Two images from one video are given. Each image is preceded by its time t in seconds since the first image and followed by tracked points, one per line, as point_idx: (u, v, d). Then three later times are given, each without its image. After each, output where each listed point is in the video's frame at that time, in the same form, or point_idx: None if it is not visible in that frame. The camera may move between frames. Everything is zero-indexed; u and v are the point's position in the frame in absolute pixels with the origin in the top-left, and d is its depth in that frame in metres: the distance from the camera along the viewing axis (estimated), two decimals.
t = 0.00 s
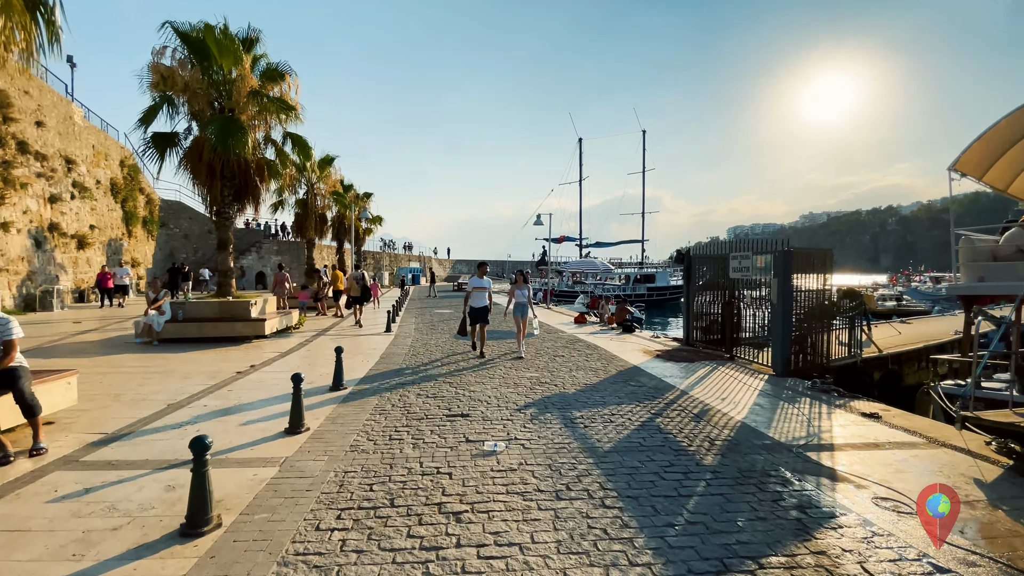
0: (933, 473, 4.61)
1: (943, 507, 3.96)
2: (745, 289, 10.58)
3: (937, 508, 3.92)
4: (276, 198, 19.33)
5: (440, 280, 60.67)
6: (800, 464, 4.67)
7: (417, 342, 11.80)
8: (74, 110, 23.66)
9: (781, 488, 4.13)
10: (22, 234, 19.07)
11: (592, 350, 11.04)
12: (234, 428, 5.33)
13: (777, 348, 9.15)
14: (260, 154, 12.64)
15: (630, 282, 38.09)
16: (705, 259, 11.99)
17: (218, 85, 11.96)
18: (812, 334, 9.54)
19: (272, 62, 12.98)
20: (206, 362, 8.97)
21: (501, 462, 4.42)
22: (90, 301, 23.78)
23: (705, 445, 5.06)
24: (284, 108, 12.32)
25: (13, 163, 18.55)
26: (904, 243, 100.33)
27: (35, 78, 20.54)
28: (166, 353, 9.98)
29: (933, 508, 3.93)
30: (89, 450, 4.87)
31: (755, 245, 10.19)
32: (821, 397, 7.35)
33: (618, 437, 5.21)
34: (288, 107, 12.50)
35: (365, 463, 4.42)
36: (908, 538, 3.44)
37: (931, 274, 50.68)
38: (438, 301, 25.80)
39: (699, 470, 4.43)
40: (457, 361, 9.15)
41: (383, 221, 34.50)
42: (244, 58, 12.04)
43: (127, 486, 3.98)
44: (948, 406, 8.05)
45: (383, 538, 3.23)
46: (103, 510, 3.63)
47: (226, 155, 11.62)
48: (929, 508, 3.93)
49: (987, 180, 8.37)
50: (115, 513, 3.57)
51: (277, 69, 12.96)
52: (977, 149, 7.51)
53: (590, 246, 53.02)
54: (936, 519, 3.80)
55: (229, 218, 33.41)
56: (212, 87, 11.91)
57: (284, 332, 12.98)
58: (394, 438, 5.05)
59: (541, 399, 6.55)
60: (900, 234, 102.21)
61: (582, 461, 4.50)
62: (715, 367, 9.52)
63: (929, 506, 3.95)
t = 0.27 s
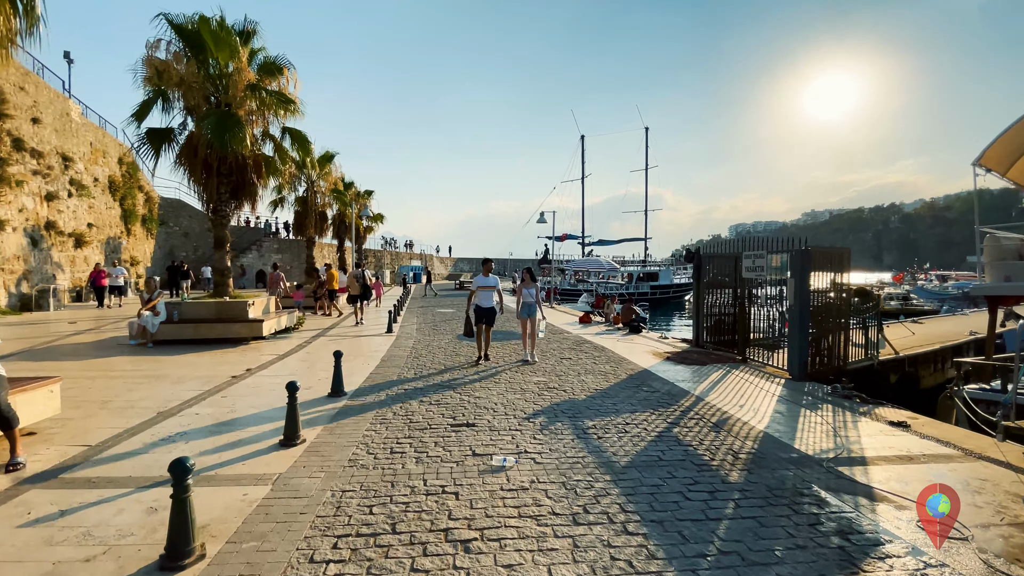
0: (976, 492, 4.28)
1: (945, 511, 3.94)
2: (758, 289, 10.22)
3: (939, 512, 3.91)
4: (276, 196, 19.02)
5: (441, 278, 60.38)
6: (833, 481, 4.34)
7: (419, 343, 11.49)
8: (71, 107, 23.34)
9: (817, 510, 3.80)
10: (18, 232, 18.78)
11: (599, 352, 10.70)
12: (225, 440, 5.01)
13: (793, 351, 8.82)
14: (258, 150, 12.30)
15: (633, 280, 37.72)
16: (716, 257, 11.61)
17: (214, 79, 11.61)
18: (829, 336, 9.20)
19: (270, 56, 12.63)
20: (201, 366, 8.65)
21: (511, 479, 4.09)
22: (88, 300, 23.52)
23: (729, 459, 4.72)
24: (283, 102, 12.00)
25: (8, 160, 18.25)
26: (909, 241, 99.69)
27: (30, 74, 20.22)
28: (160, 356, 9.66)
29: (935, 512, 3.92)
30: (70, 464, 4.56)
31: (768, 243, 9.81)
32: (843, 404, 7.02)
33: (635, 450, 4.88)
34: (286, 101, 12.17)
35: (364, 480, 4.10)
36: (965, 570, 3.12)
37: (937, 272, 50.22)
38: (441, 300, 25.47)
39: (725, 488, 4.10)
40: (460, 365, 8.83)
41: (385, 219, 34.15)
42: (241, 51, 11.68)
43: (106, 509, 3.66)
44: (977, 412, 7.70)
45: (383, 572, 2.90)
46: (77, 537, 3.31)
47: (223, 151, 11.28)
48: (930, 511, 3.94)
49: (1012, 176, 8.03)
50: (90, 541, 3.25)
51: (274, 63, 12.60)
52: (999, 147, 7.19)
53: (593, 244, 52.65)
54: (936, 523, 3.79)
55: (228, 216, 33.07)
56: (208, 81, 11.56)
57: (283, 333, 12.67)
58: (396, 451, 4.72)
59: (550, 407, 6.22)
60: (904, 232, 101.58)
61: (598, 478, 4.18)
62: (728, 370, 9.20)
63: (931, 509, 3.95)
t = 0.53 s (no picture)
0: None
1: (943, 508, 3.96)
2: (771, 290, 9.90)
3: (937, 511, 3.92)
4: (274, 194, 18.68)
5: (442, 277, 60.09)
6: (870, 497, 4.04)
7: (421, 344, 11.17)
8: (67, 103, 22.99)
9: (858, 531, 3.50)
10: (13, 231, 18.46)
11: (606, 353, 10.39)
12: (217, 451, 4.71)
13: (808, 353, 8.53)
14: (256, 146, 11.97)
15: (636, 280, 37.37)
16: (726, 256, 11.28)
17: (211, 73, 11.28)
18: (845, 338, 8.89)
19: (267, 49, 12.30)
20: (195, 368, 8.34)
21: (524, 495, 3.79)
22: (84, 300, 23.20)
23: (755, 472, 4.41)
24: (281, 97, 11.69)
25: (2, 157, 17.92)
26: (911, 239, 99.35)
27: (25, 70, 19.87)
28: (154, 358, 9.35)
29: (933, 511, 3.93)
30: (49, 478, 4.25)
31: (782, 241, 9.49)
32: (866, 409, 6.71)
33: (654, 461, 4.57)
34: (285, 96, 11.86)
35: (365, 496, 3.79)
36: None
37: (941, 272, 49.90)
38: (441, 300, 25.12)
39: (755, 505, 3.80)
40: (464, 368, 8.52)
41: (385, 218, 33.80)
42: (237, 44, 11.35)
43: (84, 530, 3.35)
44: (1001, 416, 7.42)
45: None
46: (49, 563, 3.00)
47: (219, 147, 10.96)
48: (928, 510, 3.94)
49: None
50: (63, 568, 2.95)
51: (272, 56, 12.27)
52: None
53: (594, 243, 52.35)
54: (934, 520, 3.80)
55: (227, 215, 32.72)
56: (204, 74, 11.22)
57: (282, 333, 12.36)
58: (399, 462, 4.41)
59: (560, 413, 5.91)
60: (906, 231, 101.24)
61: (618, 493, 3.87)
62: (741, 372, 8.89)
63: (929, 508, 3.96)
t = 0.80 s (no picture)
0: None
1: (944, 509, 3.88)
2: (785, 289, 9.57)
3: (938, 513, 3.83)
4: (273, 192, 18.37)
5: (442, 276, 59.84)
6: (914, 515, 3.74)
7: (424, 345, 10.86)
8: (63, 100, 22.66)
9: (909, 555, 3.20)
10: (7, 230, 18.15)
11: (615, 355, 10.08)
12: (209, 463, 4.39)
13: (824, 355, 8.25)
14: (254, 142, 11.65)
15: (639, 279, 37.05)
16: (737, 255, 10.96)
17: (208, 66, 10.95)
18: (863, 339, 8.57)
19: (266, 43, 11.98)
20: (190, 371, 8.03)
21: (542, 514, 3.48)
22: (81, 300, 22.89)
23: (787, 486, 4.12)
24: (280, 92, 11.38)
25: None
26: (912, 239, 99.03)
27: (20, 66, 19.54)
28: (148, 360, 9.05)
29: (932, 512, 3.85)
30: (28, 492, 3.94)
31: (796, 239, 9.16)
32: (891, 414, 6.41)
33: (677, 473, 4.27)
34: (284, 91, 11.55)
35: (369, 515, 3.48)
36: None
37: (944, 271, 49.60)
38: (443, 299, 24.79)
39: (793, 524, 3.49)
40: (468, 370, 8.20)
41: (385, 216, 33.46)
42: (235, 37, 11.03)
43: (61, 555, 3.06)
44: None
45: None
46: None
47: (216, 143, 10.63)
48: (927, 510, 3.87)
49: None
50: None
51: (271, 50, 11.95)
52: None
53: (596, 242, 51.97)
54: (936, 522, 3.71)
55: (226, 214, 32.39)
56: (200, 68, 10.90)
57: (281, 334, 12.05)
58: (405, 475, 4.11)
59: (573, 420, 5.61)
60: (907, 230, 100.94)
61: (643, 511, 3.56)
62: (756, 375, 8.59)
63: (928, 507, 3.91)
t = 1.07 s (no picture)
0: None
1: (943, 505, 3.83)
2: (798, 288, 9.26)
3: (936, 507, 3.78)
4: (271, 190, 18.03)
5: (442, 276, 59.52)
6: (962, 536, 3.43)
7: (424, 346, 10.53)
8: (58, 98, 22.31)
9: None
10: None
11: (622, 357, 9.76)
12: (196, 477, 4.08)
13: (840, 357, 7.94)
14: (250, 138, 11.31)
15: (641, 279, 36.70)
16: (747, 254, 10.64)
17: (202, 60, 10.61)
18: (881, 341, 8.27)
19: (262, 36, 11.64)
20: (182, 375, 7.70)
21: (557, 537, 3.16)
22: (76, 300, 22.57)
23: (820, 502, 3.80)
24: (277, 86, 11.05)
25: None
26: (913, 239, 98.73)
27: (13, 62, 19.19)
28: (139, 363, 8.73)
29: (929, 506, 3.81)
30: None
31: (810, 237, 8.84)
32: (916, 421, 6.11)
33: (701, 488, 3.95)
34: (281, 85, 11.23)
35: (367, 538, 3.17)
36: None
37: (948, 270, 49.30)
38: (443, 299, 24.46)
39: (833, 548, 3.18)
40: (471, 373, 7.87)
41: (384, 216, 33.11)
42: (230, 29, 10.70)
43: None
44: None
45: None
46: None
47: (210, 138, 10.30)
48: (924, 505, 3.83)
49: None
50: None
51: (267, 43, 11.61)
52: None
53: (597, 242, 51.65)
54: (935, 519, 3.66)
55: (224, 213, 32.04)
56: (194, 61, 10.56)
57: (277, 335, 11.72)
58: (406, 491, 3.79)
59: (584, 428, 5.29)
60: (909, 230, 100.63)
61: (668, 533, 3.25)
62: (769, 379, 8.28)
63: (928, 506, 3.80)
